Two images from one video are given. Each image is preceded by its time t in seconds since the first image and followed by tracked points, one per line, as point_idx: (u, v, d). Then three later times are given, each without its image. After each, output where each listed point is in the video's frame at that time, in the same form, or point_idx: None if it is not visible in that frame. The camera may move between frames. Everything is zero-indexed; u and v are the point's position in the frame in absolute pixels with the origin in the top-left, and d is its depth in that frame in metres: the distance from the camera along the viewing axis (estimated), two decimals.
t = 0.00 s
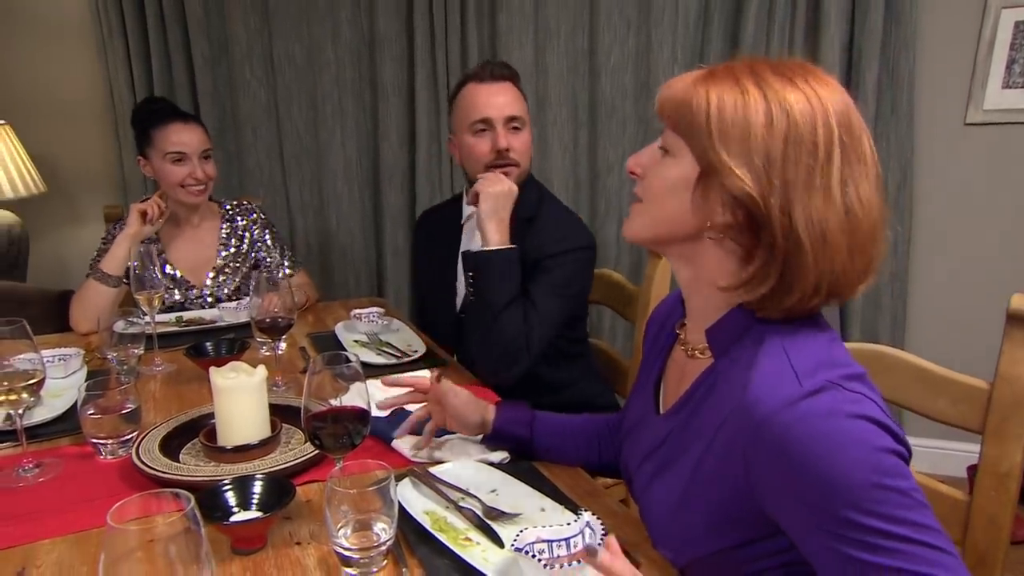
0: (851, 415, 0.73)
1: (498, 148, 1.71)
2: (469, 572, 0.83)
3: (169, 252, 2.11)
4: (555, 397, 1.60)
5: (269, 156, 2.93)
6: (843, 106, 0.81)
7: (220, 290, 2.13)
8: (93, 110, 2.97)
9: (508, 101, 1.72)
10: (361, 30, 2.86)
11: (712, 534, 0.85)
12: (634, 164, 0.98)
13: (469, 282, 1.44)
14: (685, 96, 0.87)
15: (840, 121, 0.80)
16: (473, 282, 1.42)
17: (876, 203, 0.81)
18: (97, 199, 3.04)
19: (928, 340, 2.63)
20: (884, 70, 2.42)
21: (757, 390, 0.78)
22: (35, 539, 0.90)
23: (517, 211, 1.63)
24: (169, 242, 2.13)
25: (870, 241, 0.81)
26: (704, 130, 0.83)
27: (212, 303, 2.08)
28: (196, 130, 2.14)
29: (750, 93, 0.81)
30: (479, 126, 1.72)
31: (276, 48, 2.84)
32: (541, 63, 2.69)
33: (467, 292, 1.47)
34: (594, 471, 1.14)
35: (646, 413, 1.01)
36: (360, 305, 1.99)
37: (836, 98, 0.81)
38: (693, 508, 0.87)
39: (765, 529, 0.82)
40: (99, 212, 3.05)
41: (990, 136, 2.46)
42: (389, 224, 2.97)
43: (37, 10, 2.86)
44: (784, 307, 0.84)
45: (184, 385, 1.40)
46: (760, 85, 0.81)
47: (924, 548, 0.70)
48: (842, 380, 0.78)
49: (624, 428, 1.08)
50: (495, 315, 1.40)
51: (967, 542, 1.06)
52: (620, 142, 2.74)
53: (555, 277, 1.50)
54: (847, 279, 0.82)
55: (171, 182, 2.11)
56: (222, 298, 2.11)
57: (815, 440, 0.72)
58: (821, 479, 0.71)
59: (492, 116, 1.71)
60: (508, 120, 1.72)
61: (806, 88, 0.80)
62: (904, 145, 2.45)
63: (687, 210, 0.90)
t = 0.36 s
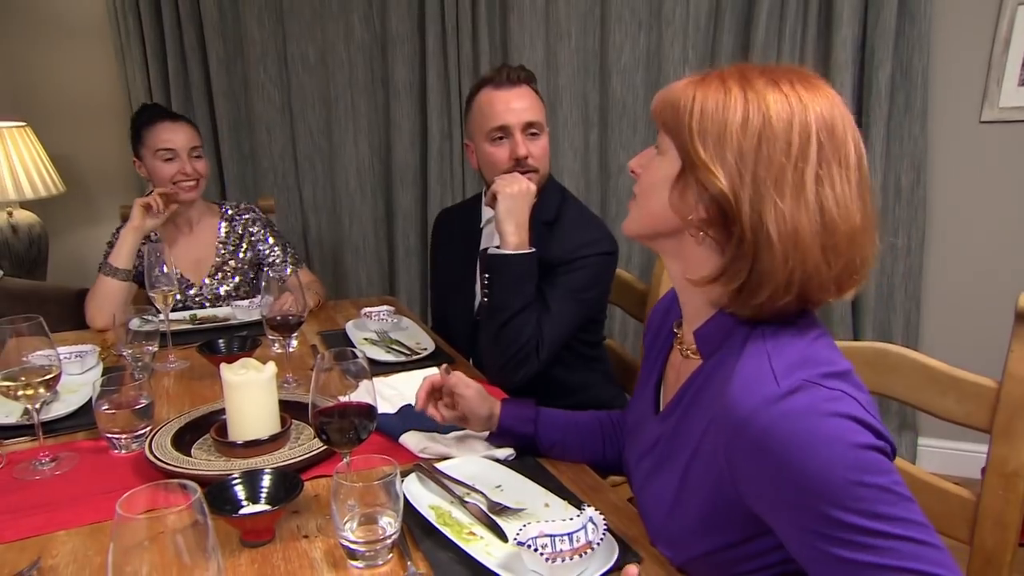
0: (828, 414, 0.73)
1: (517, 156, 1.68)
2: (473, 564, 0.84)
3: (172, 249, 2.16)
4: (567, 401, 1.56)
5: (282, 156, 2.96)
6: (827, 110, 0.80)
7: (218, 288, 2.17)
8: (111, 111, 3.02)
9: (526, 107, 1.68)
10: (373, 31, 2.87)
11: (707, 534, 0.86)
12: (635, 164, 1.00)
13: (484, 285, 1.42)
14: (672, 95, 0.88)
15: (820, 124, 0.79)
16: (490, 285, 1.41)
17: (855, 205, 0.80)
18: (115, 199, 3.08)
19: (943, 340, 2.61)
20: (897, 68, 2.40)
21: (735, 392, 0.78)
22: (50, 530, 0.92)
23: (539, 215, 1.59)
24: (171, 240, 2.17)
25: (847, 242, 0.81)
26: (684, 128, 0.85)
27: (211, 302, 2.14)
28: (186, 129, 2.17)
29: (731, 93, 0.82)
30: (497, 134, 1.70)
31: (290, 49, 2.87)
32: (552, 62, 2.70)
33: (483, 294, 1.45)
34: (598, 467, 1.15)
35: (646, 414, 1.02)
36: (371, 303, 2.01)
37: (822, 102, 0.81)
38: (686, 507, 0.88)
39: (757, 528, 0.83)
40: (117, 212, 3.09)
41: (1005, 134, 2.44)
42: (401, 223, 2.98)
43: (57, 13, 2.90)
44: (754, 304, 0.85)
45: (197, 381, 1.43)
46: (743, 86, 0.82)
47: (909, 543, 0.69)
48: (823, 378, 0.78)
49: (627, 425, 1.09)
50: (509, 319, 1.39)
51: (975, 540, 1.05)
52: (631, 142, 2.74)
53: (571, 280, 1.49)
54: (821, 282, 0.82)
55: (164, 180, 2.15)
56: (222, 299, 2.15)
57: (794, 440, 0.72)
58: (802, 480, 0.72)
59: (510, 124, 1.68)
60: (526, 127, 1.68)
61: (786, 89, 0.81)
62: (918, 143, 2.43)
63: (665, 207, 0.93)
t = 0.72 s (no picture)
0: (810, 411, 0.74)
1: (514, 161, 1.69)
2: (464, 559, 0.85)
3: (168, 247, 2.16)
4: (562, 401, 1.57)
5: (284, 158, 2.99)
6: (808, 116, 0.82)
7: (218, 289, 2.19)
8: (113, 113, 3.04)
9: (524, 112, 1.69)
10: (374, 33, 2.89)
11: (690, 529, 0.87)
12: (626, 163, 1.01)
13: (481, 286, 1.44)
14: (659, 95, 0.90)
15: (798, 129, 0.81)
16: (486, 286, 1.42)
17: (831, 213, 0.82)
18: (117, 199, 3.10)
19: (940, 341, 2.61)
20: (894, 70, 2.41)
21: (720, 390, 0.79)
22: (50, 525, 0.94)
23: (538, 217, 1.60)
24: (169, 237, 2.18)
25: (823, 249, 0.82)
26: (667, 129, 0.86)
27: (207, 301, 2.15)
28: (176, 126, 2.18)
29: (713, 96, 0.84)
30: (494, 138, 1.71)
31: (291, 52, 2.89)
32: (552, 65, 2.72)
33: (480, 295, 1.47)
34: (591, 465, 1.16)
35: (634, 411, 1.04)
36: (369, 303, 2.03)
37: (803, 107, 0.82)
38: (669, 503, 0.89)
39: (739, 524, 0.84)
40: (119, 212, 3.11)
41: (1003, 137, 2.45)
42: (401, 224, 3.00)
43: (61, 15, 2.92)
44: (729, 306, 0.86)
45: (196, 380, 1.44)
46: (726, 89, 0.84)
47: (887, 537, 0.71)
48: (805, 376, 0.79)
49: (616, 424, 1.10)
50: (505, 321, 1.40)
51: (963, 538, 1.05)
52: (630, 144, 2.75)
53: (570, 281, 1.50)
54: (796, 286, 0.83)
55: (162, 178, 2.16)
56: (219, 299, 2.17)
57: (776, 437, 0.73)
58: (785, 475, 0.73)
59: (507, 128, 1.69)
60: (523, 132, 1.69)
61: (768, 94, 0.82)
62: (915, 146, 2.44)
63: (650, 209, 0.94)
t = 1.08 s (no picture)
0: (785, 395, 0.75)
1: (505, 159, 1.69)
2: (457, 555, 0.86)
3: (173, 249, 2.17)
4: (559, 399, 1.58)
5: (283, 159, 3.00)
6: (793, 112, 0.83)
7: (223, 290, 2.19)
8: (113, 115, 3.05)
9: (514, 112, 1.70)
10: (372, 34, 2.90)
11: (671, 514, 0.88)
12: (620, 159, 1.01)
13: (474, 286, 1.45)
14: (648, 92, 0.90)
15: (781, 126, 0.82)
16: (479, 285, 1.44)
17: (814, 210, 0.83)
18: (116, 201, 3.11)
19: (939, 338, 2.62)
20: (890, 68, 2.42)
21: (699, 376, 0.80)
22: (48, 524, 0.95)
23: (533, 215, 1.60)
24: (174, 239, 2.18)
25: (805, 247, 0.83)
26: (656, 126, 0.87)
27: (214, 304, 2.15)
28: (183, 126, 2.19)
29: (700, 93, 0.84)
30: (486, 137, 1.71)
31: (290, 53, 2.90)
32: (549, 65, 2.74)
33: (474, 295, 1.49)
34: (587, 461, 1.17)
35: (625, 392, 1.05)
36: (367, 303, 2.03)
37: (788, 103, 0.83)
38: (651, 489, 0.90)
39: (720, 508, 0.85)
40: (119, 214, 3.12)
41: (1000, 134, 2.45)
42: (400, 224, 3.01)
43: (59, 18, 2.93)
44: (714, 302, 0.88)
45: (194, 380, 1.45)
46: (713, 86, 0.84)
47: (860, 514, 0.72)
48: (781, 362, 0.81)
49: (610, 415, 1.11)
50: (497, 318, 1.41)
51: (957, 533, 1.06)
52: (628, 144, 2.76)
53: (565, 278, 1.51)
54: (778, 281, 0.85)
55: (171, 179, 2.17)
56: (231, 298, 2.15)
57: (752, 421, 0.74)
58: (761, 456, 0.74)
59: (499, 128, 1.69)
60: (514, 131, 1.70)
61: (753, 91, 0.83)
62: (911, 143, 2.44)
63: (638, 206, 0.94)
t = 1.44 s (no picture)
0: (770, 387, 0.75)
1: (498, 159, 1.70)
2: (452, 554, 0.86)
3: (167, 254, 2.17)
4: (553, 398, 1.59)
5: (277, 160, 3.00)
6: (757, 106, 0.83)
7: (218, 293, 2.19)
8: (106, 118, 3.04)
9: (507, 112, 1.70)
10: (365, 34, 2.90)
11: (661, 507, 0.88)
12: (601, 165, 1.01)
13: (467, 286, 1.46)
14: (619, 97, 0.92)
15: (747, 120, 0.83)
16: (471, 284, 1.44)
17: (785, 200, 0.83)
18: (110, 204, 3.10)
19: (932, 335, 2.63)
20: (882, 67, 2.43)
21: (685, 369, 0.80)
22: (42, 527, 0.95)
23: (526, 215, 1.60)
24: (166, 243, 2.18)
25: (778, 237, 0.83)
26: (627, 130, 0.88)
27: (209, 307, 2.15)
28: (178, 129, 2.19)
29: (666, 94, 0.86)
30: (479, 137, 1.71)
31: (282, 54, 2.90)
32: (543, 65, 2.74)
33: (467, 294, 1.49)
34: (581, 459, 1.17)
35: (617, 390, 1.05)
36: (362, 304, 2.04)
37: (752, 98, 0.84)
38: (642, 483, 0.90)
39: (709, 501, 0.86)
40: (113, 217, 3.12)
41: (992, 131, 2.46)
42: (395, 225, 3.01)
43: (51, 20, 2.92)
44: (694, 297, 0.88)
45: (189, 382, 1.45)
46: (679, 86, 0.86)
47: (846, 506, 0.73)
48: (767, 355, 0.80)
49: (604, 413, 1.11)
50: (490, 317, 1.42)
51: (950, 528, 1.06)
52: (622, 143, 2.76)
53: (559, 277, 1.51)
54: (755, 271, 0.84)
55: (165, 182, 2.16)
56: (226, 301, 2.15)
57: (739, 413, 0.74)
58: (748, 449, 0.74)
59: (491, 128, 1.70)
60: (507, 131, 1.70)
61: (716, 87, 0.84)
62: (904, 141, 2.45)
63: (619, 212, 0.96)
